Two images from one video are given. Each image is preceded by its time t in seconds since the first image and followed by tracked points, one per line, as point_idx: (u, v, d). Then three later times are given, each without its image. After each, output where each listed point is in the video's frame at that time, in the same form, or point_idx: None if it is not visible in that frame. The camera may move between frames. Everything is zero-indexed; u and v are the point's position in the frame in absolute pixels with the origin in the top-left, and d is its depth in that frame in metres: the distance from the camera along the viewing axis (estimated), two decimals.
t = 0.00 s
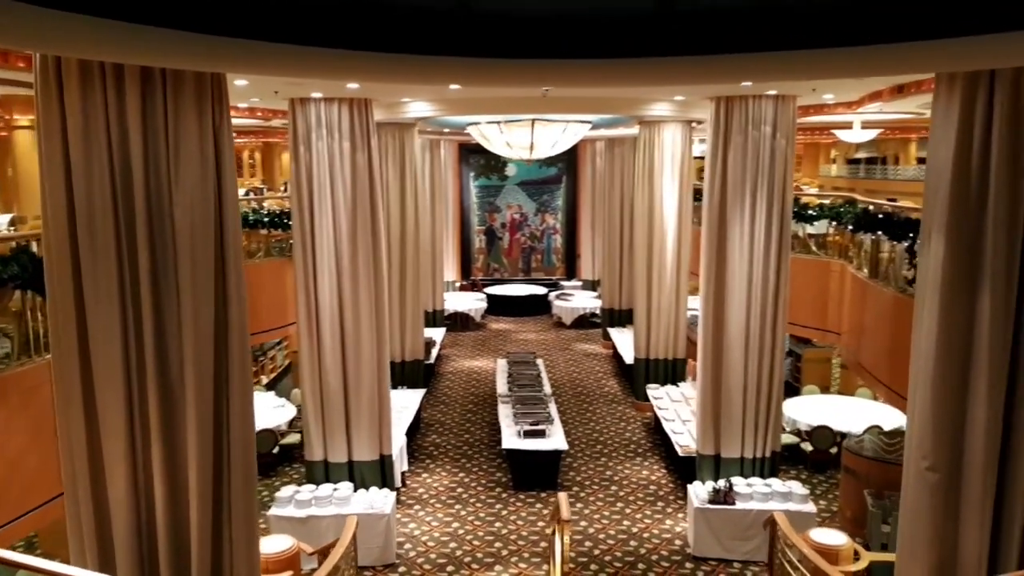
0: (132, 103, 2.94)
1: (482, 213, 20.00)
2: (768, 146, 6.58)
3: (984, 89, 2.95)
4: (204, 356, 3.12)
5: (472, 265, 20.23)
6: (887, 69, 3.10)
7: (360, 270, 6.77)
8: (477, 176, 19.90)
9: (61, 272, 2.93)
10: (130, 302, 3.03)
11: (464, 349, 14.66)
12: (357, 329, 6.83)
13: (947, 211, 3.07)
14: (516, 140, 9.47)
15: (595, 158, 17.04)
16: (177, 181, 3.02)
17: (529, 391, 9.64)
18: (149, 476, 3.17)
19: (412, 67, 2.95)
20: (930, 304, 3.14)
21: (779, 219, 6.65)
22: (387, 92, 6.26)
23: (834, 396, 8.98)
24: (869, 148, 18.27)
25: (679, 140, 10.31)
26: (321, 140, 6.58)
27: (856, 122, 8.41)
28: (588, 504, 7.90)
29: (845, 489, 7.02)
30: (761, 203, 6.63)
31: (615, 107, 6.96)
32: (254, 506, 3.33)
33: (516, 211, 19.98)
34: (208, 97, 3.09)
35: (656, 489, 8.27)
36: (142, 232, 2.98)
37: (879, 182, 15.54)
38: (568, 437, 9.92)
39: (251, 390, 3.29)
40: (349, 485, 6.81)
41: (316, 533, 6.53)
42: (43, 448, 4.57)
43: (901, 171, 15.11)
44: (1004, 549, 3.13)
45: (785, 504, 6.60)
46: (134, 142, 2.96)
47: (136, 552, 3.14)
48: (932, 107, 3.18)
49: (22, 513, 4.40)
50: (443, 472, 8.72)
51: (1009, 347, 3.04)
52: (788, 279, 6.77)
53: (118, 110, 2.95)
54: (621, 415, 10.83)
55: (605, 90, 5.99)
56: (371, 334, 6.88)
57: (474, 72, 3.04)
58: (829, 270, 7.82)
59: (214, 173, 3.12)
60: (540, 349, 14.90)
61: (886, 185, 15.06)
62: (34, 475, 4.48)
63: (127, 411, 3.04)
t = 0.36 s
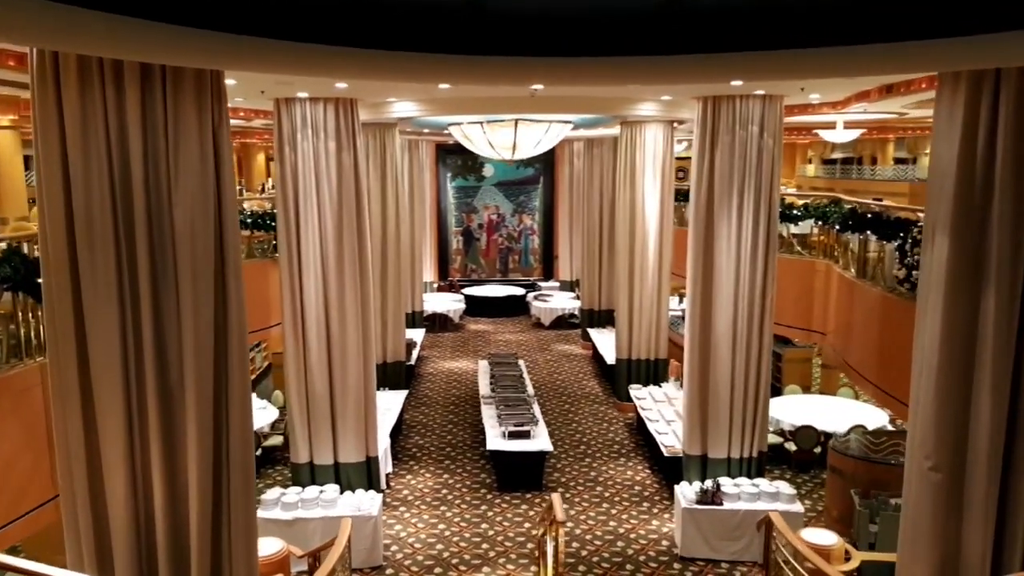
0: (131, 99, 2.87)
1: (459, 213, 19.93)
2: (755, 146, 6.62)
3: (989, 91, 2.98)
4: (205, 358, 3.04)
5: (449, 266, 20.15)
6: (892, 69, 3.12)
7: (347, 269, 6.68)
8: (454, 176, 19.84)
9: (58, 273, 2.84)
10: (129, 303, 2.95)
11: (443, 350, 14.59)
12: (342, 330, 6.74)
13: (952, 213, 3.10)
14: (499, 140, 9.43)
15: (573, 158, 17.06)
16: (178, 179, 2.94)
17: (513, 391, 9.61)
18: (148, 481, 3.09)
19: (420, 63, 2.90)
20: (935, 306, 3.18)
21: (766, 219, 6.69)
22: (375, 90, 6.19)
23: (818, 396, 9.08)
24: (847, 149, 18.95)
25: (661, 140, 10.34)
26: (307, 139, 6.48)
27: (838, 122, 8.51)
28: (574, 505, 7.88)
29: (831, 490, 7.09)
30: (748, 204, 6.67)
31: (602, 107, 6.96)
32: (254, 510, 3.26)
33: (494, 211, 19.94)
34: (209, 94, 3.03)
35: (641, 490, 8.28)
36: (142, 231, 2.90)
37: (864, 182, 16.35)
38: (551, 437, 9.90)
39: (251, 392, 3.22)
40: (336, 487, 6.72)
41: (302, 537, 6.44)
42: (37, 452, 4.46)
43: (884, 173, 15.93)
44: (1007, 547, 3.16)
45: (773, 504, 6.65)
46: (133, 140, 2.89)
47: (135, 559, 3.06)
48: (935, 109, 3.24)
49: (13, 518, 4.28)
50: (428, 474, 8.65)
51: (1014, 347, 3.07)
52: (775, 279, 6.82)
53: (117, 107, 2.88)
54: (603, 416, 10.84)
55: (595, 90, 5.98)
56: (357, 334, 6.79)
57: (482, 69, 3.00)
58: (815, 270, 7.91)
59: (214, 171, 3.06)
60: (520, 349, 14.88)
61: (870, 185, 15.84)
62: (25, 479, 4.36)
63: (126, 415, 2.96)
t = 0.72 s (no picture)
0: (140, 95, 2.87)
1: (449, 214, 19.86)
2: (755, 145, 6.61)
3: (1008, 88, 2.99)
4: (213, 356, 3.03)
5: (439, 266, 20.07)
6: (907, 64, 3.12)
7: (345, 269, 6.61)
8: (444, 176, 19.77)
9: (65, 270, 2.84)
10: (136, 297, 2.94)
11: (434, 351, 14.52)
12: (340, 330, 6.66)
13: (968, 210, 3.10)
14: (495, 140, 9.39)
15: (563, 158, 17.01)
16: (186, 172, 2.94)
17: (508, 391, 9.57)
18: (155, 478, 3.06)
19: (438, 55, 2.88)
20: (951, 304, 3.18)
21: (765, 219, 6.68)
22: (376, 89, 6.14)
23: (810, 394, 9.21)
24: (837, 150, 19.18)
25: (656, 139, 10.34)
26: (305, 137, 6.41)
27: (834, 121, 8.53)
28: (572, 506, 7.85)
29: (829, 488, 7.14)
30: (748, 204, 6.66)
31: (602, 106, 6.93)
32: (262, 511, 3.22)
33: (484, 211, 19.88)
34: (220, 89, 3.04)
35: (638, 490, 8.26)
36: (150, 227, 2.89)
37: (857, 182, 16.66)
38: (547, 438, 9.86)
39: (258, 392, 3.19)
40: (334, 489, 6.65)
41: (300, 538, 6.38)
42: (38, 455, 4.38)
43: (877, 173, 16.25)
44: None
45: (773, 504, 6.64)
46: (142, 136, 2.88)
47: (143, 559, 3.03)
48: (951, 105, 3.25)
49: (13, 524, 4.19)
50: (423, 474, 8.59)
51: None
52: (774, 279, 6.81)
53: (125, 103, 2.88)
54: (597, 416, 10.82)
55: (597, 87, 5.95)
56: (355, 334, 6.72)
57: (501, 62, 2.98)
58: (814, 269, 7.97)
59: (223, 167, 3.05)
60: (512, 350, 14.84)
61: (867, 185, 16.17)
62: (24, 484, 4.26)
63: (132, 416, 2.94)
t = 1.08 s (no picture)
0: (166, 92, 2.87)
1: (449, 213, 19.82)
2: (765, 145, 6.60)
3: None
4: (239, 357, 3.04)
5: (439, 265, 20.02)
6: (934, 60, 3.15)
7: (354, 268, 6.59)
8: (444, 176, 19.73)
9: (89, 272, 2.81)
10: (161, 297, 2.93)
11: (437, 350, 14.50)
12: (350, 329, 6.63)
13: (996, 207, 3.14)
14: (500, 139, 9.37)
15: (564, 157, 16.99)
16: (213, 169, 2.95)
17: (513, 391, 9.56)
18: (178, 477, 3.04)
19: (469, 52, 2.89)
20: (978, 302, 3.20)
21: (776, 218, 6.67)
22: (387, 88, 6.12)
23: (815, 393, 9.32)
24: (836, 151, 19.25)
25: (661, 139, 10.33)
26: (315, 136, 6.40)
27: (841, 121, 8.54)
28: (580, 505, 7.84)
29: (838, 488, 7.17)
30: (758, 204, 6.65)
31: (612, 105, 6.92)
32: (285, 509, 3.22)
33: (484, 211, 19.84)
34: (244, 88, 3.06)
35: (646, 490, 8.25)
36: (176, 225, 2.89)
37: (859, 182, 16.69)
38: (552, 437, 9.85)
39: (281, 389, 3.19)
40: (343, 489, 6.63)
41: (310, 538, 6.36)
42: (54, 456, 4.39)
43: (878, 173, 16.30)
44: None
45: (783, 504, 6.65)
46: (169, 133, 2.88)
47: (167, 563, 3.02)
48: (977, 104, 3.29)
49: (29, 526, 4.19)
50: (430, 475, 8.56)
51: None
52: (784, 278, 6.81)
53: (151, 101, 2.87)
54: (602, 415, 10.81)
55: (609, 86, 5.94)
56: (365, 333, 6.70)
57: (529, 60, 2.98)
58: (822, 268, 8.02)
59: (248, 165, 3.07)
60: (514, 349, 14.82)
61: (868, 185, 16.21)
62: (39, 484, 4.25)
63: (158, 416, 2.93)
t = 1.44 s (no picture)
0: (192, 94, 2.88)
1: (449, 213, 19.81)
2: (773, 146, 6.62)
3: None
4: (263, 358, 3.05)
5: (439, 266, 20.01)
6: (955, 61, 3.18)
7: (363, 269, 6.59)
8: (444, 176, 19.71)
9: (113, 277, 2.80)
10: (186, 299, 2.93)
11: (439, 350, 14.50)
12: (358, 330, 6.63)
13: (1016, 208, 3.17)
14: (505, 139, 9.37)
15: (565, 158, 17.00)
16: (239, 171, 2.97)
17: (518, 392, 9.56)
18: (202, 479, 3.05)
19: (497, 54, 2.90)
20: (998, 300, 3.23)
21: (783, 219, 6.69)
22: (397, 89, 6.12)
23: (817, 394, 9.42)
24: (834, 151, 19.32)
25: (664, 140, 10.34)
26: (324, 137, 6.40)
27: (845, 122, 8.56)
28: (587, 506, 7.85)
29: (846, 489, 7.15)
30: (766, 204, 6.67)
31: (620, 106, 6.93)
32: (306, 510, 3.23)
33: (484, 211, 19.82)
34: (269, 90, 3.08)
35: (652, 490, 8.26)
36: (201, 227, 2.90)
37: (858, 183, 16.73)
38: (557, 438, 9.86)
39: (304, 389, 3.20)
40: (351, 491, 6.62)
41: (319, 540, 6.35)
42: (71, 458, 4.41)
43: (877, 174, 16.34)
44: None
45: (791, 504, 6.67)
46: (194, 135, 2.89)
47: (190, 566, 3.01)
48: (997, 105, 3.31)
49: (46, 530, 4.22)
50: (436, 476, 8.56)
51: None
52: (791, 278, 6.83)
53: (177, 103, 2.88)
54: (606, 416, 10.82)
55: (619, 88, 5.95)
56: (374, 333, 6.70)
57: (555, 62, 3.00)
58: (826, 268, 8.05)
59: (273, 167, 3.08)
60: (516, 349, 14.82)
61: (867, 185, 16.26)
62: (56, 486, 4.28)
63: (182, 418, 2.93)
